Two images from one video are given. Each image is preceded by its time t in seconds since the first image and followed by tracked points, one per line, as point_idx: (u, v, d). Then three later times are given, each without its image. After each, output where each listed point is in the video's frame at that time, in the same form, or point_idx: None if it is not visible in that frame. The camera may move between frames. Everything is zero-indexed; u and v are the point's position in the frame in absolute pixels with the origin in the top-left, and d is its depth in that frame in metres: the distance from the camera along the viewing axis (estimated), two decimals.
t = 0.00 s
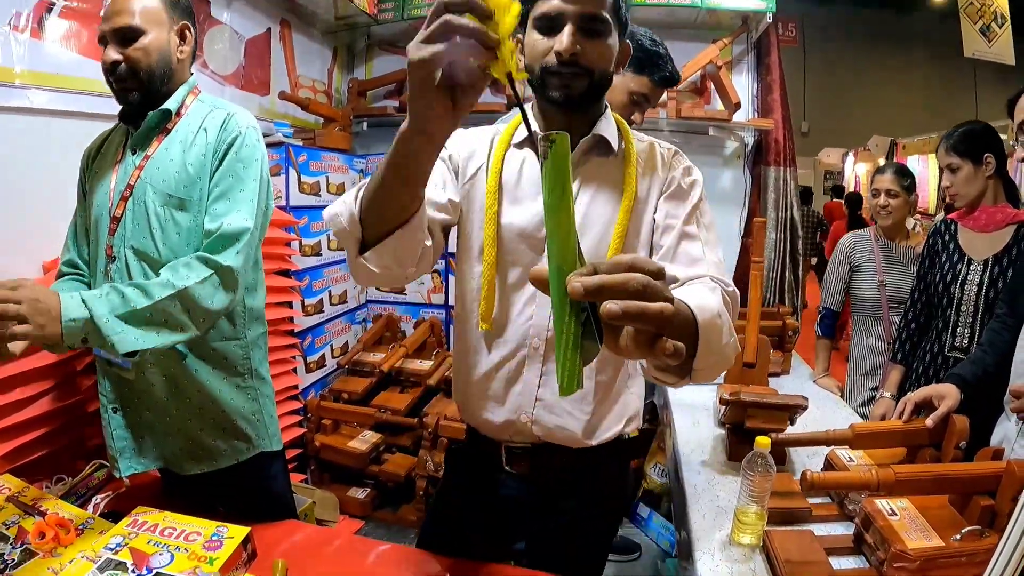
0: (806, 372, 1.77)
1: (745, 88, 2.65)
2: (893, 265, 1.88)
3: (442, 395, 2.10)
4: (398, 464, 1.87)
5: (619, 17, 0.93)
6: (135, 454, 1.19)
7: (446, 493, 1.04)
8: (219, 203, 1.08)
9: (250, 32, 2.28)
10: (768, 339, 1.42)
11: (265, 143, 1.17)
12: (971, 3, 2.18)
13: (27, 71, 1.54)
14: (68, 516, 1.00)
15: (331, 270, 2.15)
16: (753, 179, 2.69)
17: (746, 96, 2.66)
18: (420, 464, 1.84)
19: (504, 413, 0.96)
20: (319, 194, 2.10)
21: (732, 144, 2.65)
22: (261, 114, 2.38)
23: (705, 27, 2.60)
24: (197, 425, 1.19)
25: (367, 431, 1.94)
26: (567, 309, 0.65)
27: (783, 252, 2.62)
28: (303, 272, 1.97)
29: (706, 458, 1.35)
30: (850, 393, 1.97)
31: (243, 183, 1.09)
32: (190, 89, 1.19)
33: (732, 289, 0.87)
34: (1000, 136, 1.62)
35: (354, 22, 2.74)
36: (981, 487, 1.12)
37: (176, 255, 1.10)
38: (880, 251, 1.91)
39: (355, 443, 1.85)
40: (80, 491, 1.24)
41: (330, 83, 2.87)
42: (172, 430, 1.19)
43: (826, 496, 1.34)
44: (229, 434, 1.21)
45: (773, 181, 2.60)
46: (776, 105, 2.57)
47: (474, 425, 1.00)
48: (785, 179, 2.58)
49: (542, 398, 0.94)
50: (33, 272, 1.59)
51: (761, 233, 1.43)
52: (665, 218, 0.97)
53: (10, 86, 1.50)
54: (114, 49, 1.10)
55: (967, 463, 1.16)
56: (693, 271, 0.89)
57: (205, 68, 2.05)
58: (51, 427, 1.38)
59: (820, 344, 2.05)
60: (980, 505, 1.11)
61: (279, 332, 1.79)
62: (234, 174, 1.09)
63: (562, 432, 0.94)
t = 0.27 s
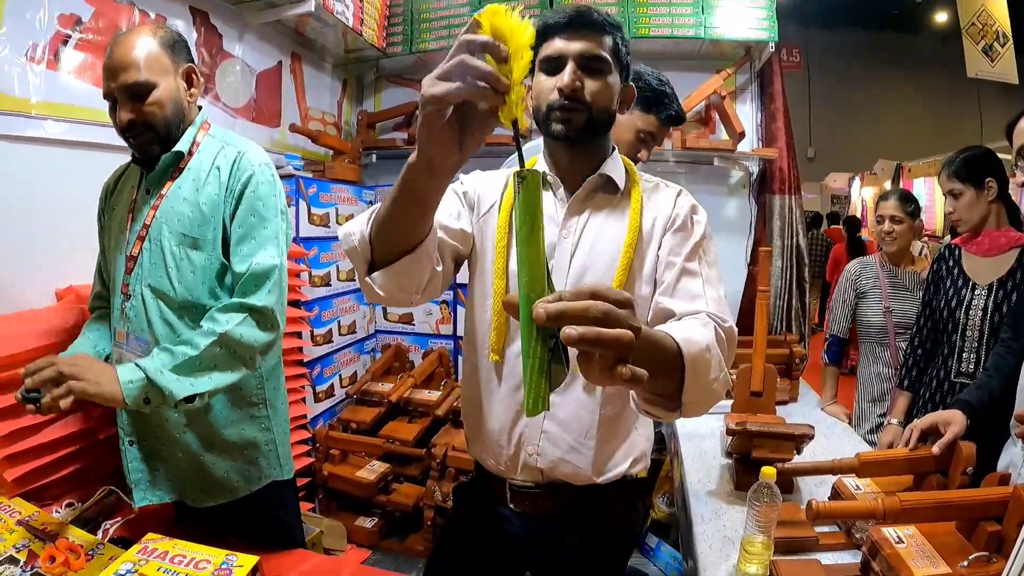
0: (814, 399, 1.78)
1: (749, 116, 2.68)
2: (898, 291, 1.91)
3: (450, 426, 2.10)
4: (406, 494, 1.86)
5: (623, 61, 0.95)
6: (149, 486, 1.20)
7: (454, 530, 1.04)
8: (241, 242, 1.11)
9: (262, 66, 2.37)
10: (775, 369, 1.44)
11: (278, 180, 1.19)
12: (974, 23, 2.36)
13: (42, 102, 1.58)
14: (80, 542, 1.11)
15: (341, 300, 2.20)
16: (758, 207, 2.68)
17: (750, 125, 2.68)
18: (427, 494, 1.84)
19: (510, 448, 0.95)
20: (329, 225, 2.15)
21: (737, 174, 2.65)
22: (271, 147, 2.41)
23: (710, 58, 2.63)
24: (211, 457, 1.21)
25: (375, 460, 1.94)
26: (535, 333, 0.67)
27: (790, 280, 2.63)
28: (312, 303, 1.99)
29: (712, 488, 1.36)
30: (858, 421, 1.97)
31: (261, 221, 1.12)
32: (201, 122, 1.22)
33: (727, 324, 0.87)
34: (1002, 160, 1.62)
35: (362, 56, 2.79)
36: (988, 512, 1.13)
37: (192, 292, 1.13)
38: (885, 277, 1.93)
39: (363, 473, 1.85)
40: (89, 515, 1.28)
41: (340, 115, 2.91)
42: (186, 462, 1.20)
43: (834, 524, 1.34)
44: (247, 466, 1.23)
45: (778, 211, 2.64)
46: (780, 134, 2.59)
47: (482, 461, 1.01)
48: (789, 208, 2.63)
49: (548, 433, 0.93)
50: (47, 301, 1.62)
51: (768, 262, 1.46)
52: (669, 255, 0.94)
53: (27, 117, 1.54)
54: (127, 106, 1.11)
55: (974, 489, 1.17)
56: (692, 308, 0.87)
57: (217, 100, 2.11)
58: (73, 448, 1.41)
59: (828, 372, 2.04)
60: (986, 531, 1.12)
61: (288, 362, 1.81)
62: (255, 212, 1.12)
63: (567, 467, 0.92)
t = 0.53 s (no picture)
0: (823, 419, 1.78)
1: (755, 136, 2.68)
2: (906, 309, 1.93)
3: (459, 448, 2.10)
4: (415, 517, 1.85)
5: (634, 91, 0.95)
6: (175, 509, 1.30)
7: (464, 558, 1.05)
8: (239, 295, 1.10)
9: (271, 91, 2.40)
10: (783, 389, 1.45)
11: (278, 217, 1.17)
12: (976, 38, 2.37)
13: (54, 126, 1.60)
14: (89, 562, 1.09)
15: (350, 322, 2.25)
16: (766, 227, 2.69)
17: (756, 146, 2.68)
18: (436, 517, 1.83)
19: (522, 477, 0.96)
20: (339, 248, 2.22)
21: (743, 194, 2.66)
22: (280, 171, 2.44)
23: (713, 79, 2.65)
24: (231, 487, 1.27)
25: (384, 483, 1.94)
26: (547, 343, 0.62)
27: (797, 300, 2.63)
28: (322, 326, 2.04)
29: (722, 511, 1.36)
30: (868, 439, 2.00)
31: (262, 265, 1.11)
32: (203, 158, 1.22)
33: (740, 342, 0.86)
34: (1007, 178, 1.63)
35: (370, 80, 2.82)
36: (999, 531, 1.13)
37: (203, 336, 1.17)
38: (893, 295, 1.97)
39: (372, 495, 1.85)
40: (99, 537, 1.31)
41: (348, 139, 2.94)
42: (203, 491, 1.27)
43: (845, 545, 1.29)
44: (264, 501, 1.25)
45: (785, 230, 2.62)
46: (786, 153, 2.61)
47: (492, 489, 1.01)
48: (797, 227, 2.60)
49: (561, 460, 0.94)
50: (57, 324, 1.62)
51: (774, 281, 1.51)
52: (681, 280, 0.93)
53: (39, 140, 1.55)
54: (121, 157, 1.13)
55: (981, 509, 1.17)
56: (706, 329, 0.86)
57: (226, 125, 2.15)
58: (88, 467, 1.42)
59: (836, 390, 2.07)
60: (998, 551, 1.11)
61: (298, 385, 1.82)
62: (257, 259, 1.11)
63: (581, 494, 0.93)
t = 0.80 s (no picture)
0: (831, 424, 1.78)
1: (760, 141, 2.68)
2: (913, 313, 1.93)
3: (466, 454, 2.10)
4: (423, 524, 1.85)
5: (642, 98, 0.95)
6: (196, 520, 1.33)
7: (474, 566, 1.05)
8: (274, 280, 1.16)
9: (277, 99, 2.41)
10: (790, 394, 1.45)
11: (286, 211, 1.21)
12: (979, 39, 2.36)
13: (60, 134, 1.60)
14: (96, 569, 1.10)
15: (356, 330, 2.28)
16: (771, 231, 2.68)
17: (761, 150, 2.65)
18: (444, 524, 1.82)
19: (532, 486, 0.95)
20: (345, 256, 2.24)
21: (749, 199, 2.65)
22: (285, 178, 2.44)
23: (718, 84, 2.65)
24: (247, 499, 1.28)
25: (391, 490, 1.94)
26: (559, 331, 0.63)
27: (803, 304, 2.64)
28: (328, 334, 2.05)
29: (731, 517, 1.35)
30: (876, 443, 2.00)
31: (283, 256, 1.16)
32: (197, 167, 1.23)
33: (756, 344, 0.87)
34: (1014, 181, 1.63)
35: (375, 87, 2.82)
36: (1009, 536, 1.12)
37: (210, 346, 1.18)
38: (900, 299, 1.97)
39: (380, 502, 1.84)
40: (107, 546, 1.31)
41: (354, 146, 2.95)
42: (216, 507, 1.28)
43: (853, 550, 1.29)
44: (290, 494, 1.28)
45: (791, 234, 2.64)
46: (792, 158, 2.60)
47: (502, 498, 1.01)
48: (802, 231, 2.63)
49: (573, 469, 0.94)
50: (64, 333, 1.63)
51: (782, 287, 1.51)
52: (693, 287, 0.93)
53: (45, 149, 1.56)
54: (108, 185, 1.12)
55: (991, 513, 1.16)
56: (721, 335, 0.86)
57: (231, 133, 2.16)
58: (95, 473, 1.42)
59: (843, 395, 2.08)
60: (1007, 554, 1.12)
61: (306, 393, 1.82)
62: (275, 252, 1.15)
63: (592, 503, 0.93)
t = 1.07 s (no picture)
0: (836, 422, 1.78)
1: (764, 139, 2.68)
2: (918, 310, 1.93)
3: (470, 452, 2.10)
4: (427, 522, 1.85)
5: (653, 95, 0.94)
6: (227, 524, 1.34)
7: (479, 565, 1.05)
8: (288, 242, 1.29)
9: (280, 96, 2.41)
10: (796, 392, 1.45)
11: (278, 183, 1.35)
12: (983, 36, 2.36)
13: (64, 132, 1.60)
14: (99, 568, 1.09)
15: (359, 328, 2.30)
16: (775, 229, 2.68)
17: (765, 147, 2.67)
18: (448, 522, 1.82)
19: (539, 484, 0.95)
20: (348, 253, 2.24)
21: (753, 197, 2.65)
22: (290, 176, 2.44)
23: (723, 81, 2.65)
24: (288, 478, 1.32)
25: (395, 487, 1.94)
26: (591, 242, 0.62)
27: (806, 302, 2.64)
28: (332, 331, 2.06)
29: (735, 514, 1.35)
30: (880, 442, 2.00)
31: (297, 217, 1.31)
32: (181, 168, 1.30)
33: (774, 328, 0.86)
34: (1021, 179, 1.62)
35: (378, 84, 2.82)
36: (1014, 535, 1.11)
37: (227, 326, 1.24)
38: (905, 297, 1.96)
39: (383, 500, 1.84)
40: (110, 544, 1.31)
41: (357, 143, 2.95)
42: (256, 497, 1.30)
43: (858, 549, 1.29)
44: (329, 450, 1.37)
45: (795, 232, 2.64)
46: (795, 155, 2.60)
47: (507, 497, 1.01)
48: (807, 229, 2.61)
49: (580, 467, 0.94)
50: (66, 330, 1.63)
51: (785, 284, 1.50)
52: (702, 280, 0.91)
53: (48, 146, 1.56)
54: (89, 199, 1.19)
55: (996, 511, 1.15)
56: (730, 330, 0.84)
57: (235, 130, 2.16)
58: (98, 473, 1.42)
59: (848, 393, 2.09)
60: (1013, 553, 1.10)
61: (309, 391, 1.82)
62: (286, 215, 1.29)
63: (600, 501, 0.93)
